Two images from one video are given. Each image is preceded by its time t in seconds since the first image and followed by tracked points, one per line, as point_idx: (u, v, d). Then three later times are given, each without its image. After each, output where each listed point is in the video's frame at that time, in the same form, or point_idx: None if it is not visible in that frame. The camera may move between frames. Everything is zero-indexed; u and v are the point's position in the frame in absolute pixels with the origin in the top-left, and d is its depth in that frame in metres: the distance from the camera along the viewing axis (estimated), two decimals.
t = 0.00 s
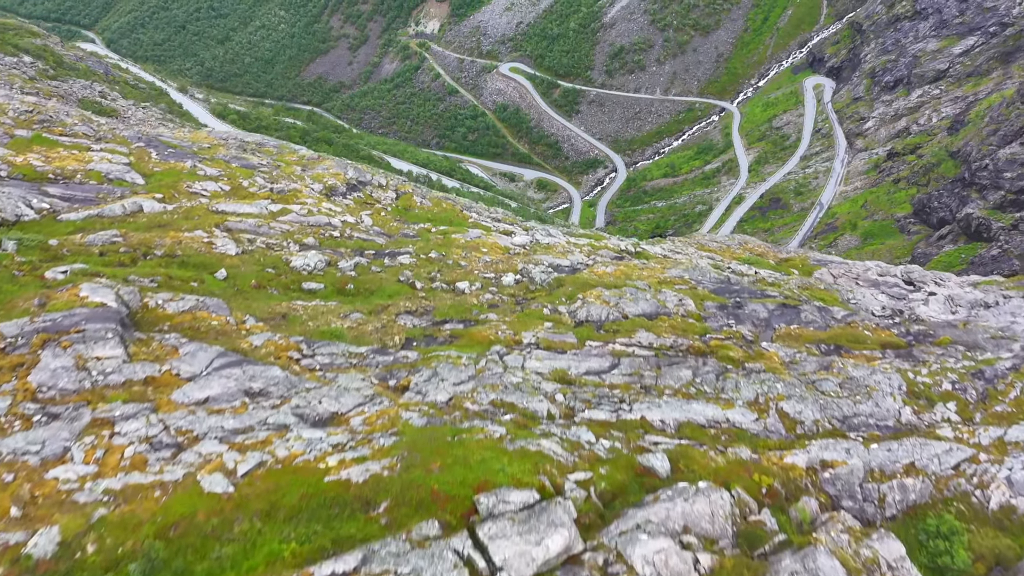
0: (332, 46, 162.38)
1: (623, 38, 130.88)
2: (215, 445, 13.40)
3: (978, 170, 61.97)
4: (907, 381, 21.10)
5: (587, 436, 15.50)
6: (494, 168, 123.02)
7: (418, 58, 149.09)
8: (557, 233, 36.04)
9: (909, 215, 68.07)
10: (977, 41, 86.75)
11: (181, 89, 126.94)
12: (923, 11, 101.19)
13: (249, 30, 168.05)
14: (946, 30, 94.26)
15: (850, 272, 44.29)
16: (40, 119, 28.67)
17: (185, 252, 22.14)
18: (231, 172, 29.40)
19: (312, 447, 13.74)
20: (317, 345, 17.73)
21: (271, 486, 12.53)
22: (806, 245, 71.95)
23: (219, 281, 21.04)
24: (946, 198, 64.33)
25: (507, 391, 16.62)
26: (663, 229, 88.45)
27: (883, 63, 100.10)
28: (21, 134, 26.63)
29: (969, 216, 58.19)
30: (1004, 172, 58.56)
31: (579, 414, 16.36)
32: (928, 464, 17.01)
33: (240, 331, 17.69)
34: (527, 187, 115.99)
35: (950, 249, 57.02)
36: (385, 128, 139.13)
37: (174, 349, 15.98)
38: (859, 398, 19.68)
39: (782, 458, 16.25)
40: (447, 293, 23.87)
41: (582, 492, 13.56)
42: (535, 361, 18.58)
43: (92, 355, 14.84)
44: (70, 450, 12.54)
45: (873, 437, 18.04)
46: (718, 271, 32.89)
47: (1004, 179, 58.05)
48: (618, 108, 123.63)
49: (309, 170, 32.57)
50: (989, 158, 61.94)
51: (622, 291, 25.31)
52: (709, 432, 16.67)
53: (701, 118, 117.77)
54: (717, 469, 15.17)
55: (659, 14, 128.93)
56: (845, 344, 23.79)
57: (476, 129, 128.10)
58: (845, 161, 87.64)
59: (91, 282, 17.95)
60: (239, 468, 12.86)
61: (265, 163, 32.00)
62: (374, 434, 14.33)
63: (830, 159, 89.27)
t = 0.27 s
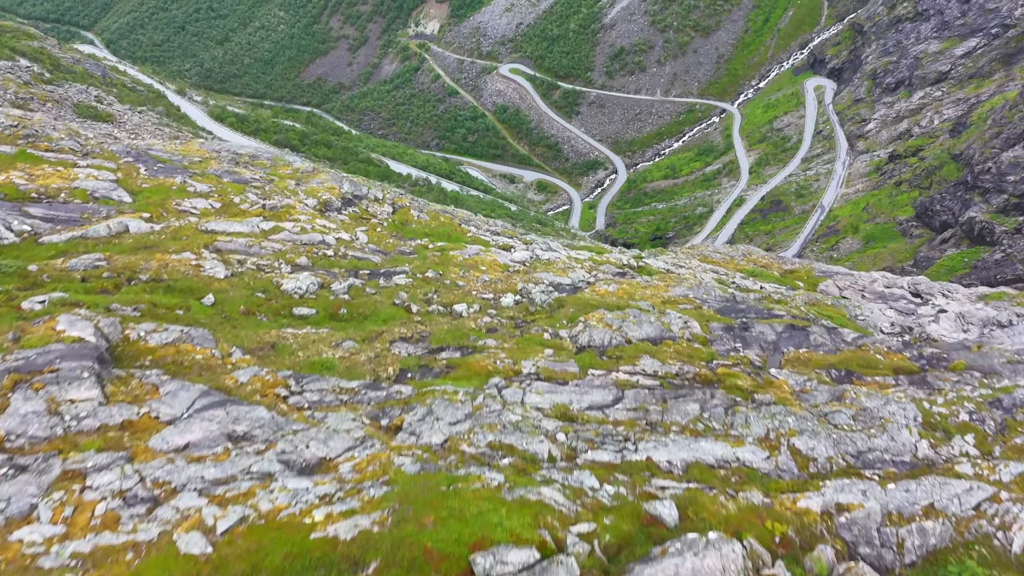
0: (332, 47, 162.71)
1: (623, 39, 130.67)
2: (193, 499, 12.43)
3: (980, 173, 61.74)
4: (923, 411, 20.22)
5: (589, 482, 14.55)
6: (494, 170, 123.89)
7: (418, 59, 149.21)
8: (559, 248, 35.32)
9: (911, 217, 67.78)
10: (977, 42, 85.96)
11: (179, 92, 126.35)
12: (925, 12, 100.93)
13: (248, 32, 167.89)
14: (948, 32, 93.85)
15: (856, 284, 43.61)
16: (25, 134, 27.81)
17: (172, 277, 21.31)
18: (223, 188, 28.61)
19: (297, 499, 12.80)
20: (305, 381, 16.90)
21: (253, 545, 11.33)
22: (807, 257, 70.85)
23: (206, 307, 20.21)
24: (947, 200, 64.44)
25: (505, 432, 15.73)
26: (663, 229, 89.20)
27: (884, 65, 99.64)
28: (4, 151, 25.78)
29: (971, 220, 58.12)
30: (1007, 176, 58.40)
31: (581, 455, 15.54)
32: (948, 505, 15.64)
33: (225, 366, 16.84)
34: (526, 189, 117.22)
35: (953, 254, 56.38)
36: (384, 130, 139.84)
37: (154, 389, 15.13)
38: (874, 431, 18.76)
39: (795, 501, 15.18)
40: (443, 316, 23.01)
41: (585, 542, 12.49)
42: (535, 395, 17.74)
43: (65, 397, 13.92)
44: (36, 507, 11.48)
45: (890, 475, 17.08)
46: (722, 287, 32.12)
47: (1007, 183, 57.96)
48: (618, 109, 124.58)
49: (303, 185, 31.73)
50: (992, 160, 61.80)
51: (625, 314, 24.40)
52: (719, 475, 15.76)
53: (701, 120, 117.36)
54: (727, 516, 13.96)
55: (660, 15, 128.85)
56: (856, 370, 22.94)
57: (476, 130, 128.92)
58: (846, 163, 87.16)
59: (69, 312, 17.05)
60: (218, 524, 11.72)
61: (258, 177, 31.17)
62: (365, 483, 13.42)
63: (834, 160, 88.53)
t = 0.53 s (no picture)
0: (331, 48, 162.24)
1: (623, 40, 130.72)
2: (168, 559, 11.40)
3: (984, 177, 59.88)
4: (941, 443, 19.29)
5: (594, 532, 13.61)
6: (493, 171, 124.92)
7: (418, 61, 149.39)
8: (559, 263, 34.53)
9: (913, 220, 66.43)
10: (981, 44, 86.49)
11: (178, 94, 125.80)
12: (926, 13, 100.79)
13: (247, 32, 167.42)
14: (949, 33, 93.61)
15: (862, 296, 42.80)
16: (9, 147, 27.00)
17: (157, 302, 20.44)
18: (214, 203, 27.77)
19: (280, 557, 11.78)
20: (294, 420, 16.00)
21: None
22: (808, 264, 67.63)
23: (192, 335, 19.33)
24: (950, 206, 62.46)
25: (504, 478, 14.81)
26: (662, 233, 90.84)
27: (885, 66, 99.54)
28: None
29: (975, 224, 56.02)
30: (1010, 180, 56.79)
31: (586, 501, 14.62)
32: (974, 551, 14.72)
33: (209, 403, 15.94)
34: (527, 191, 118.64)
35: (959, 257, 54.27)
36: (384, 131, 139.95)
37: (132, 432, 14.18)
38: (892, 467, 17.79)
39: (812, 547, 14.22)
40: (441, 340, 22.14)
41: None
42: (536, 433, 16.84)
43: (33, 443, 12.86)
44: None
45: (911, 515, 16.14)
46: (728, 303, 31.32)
47: (1011, 186, 56.05)
48: (618, 111, 124.76)
49: (297, 199, 30.87)
50: (995, 165, 59.80)
51: (629, 336, 23.54)
52: (731, 519, 14.80)
53: (701, 121, 117.41)
54: (742, 569, 12.99)
55: (660, 16, 129.08)
56: (871, 396, 22.09)
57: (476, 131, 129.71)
58: (848, 165, 85.97)
59: (45, 345, 16.10)
60: None
61: (251, 191, 30.32)
62: (354, 538, 12.45)
63: (835, 162, 89.72)
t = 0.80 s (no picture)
0: (331, 49, 161.34)
1: (623, 41, 130.53)
2: None
3: (988, 181, 60.43)
4: (961, 479, 18.34)
5: None
6: (493, 173, 125.12)
7: (417, 62, 148.84)
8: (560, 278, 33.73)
9: (915, 224, 66.55)
10: (982, 46, 85.58)
11: (176, 97, 124.86)
12: (928, 14, 100.14)
13: (246, 33, 167.02)
14: (950, 35, 92.94)
15: (869, 307, 41.99)
16: None
17: (140, 331, 19.53)
18: (204, 221, 26.95)
19: None
20: (280, 465, 15.11)
21: None
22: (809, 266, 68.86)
23: (176, 367, 18.43)
24: (953, 209, 62.87)
25: (503, 530, 13.92)
26: (662, 235, 92.49)
27: (887, 68, 98.77)
28: None
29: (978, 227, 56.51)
30: (1014, 183, 57.55)
31: (589, 554, 13.70)
32: None
33: (190, 447, 15.03)
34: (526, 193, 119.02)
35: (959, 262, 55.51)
36: (384, 132, 139.59)
37: (106, 482, 13.18)
38: (910, 508, 16.79)
39: None
40: (437, 369, 21.25)
41: None
42: (536, 476, 15.97)
43: None
44: None
45: (933, 561, 15.14)
46: (733, 321, 30.48)
47: (1015, 190, 57.04)
48: (618, 112, 124.60)
49: (290, 215, 30.02)
50: (999, 168, 60.25)
51: (633, 363, 22.68)
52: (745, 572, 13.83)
53: (701, 123, 117.67)
54: None
55: (660, 17, 128.22)
56: (886, 425, 21.23)
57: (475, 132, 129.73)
58: (849, 168, 88.68)
59: (17, 384, 15.11)
60: None
61: (242, 207, 29.47)
62: None
63: (835, 164, 90.92)
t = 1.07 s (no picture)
0: (330, 50, 160.49)
1: (624, 42, 130.29)
2: None
3: (989, 182, 62.73)
4: (982, 519, 17.30)
5: None
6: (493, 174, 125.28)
7: (417, 63, 148.23)
8: (560, 295, 32.89)
9: (918, 227, 68.15)
10: (984, 47, 85.99)
11: (174, 99, 124.16)
12: (929, 15, 99.91)
13: (245, 33, 166.46)
14: (953, 36, 93.70)
15: (876, 321, 41.24)
16: None
17: (122, 362, 18.62)
18: (195, 240, 26.09)
19: None
20: (266, 515, 14.20)
21: None
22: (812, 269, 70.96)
23: (159, 402, 17.52)
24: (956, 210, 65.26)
25: None
26: (662, 237, 93.19)
27: (889, 69, 99.30)
28: None
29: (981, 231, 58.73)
30: (1017, 186, 58.54)
31: None
32: None
33: (169, 495, 14.12)
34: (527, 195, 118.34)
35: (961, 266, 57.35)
36: (383, 133, 139.22)
37: (77, 540, 12.21)
38: (932, 553, 15.75)
39: None
40: (433, 399, 20.34)
41: None
42: (537, 524, 15.06)
43: None
44: None
45: None
46: (740, 340, 29.59)
47: (1018, 193, 58.12)
48: (619, 113, 124.17)
49: (284, 232, 29.15)
50: (1001, 169, 62.27)
51: (638, 391, 21.79)
52: None
53: (702, 125, 118.02)
54: None
55: (660, 18, 127.78)
56: (901, 457, 20.37)
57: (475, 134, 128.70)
58: (850, 169, 87.56)
59: None
60: None
61: (233, 224, 28.60)
62: None
63: (835, 165, 91.41)
